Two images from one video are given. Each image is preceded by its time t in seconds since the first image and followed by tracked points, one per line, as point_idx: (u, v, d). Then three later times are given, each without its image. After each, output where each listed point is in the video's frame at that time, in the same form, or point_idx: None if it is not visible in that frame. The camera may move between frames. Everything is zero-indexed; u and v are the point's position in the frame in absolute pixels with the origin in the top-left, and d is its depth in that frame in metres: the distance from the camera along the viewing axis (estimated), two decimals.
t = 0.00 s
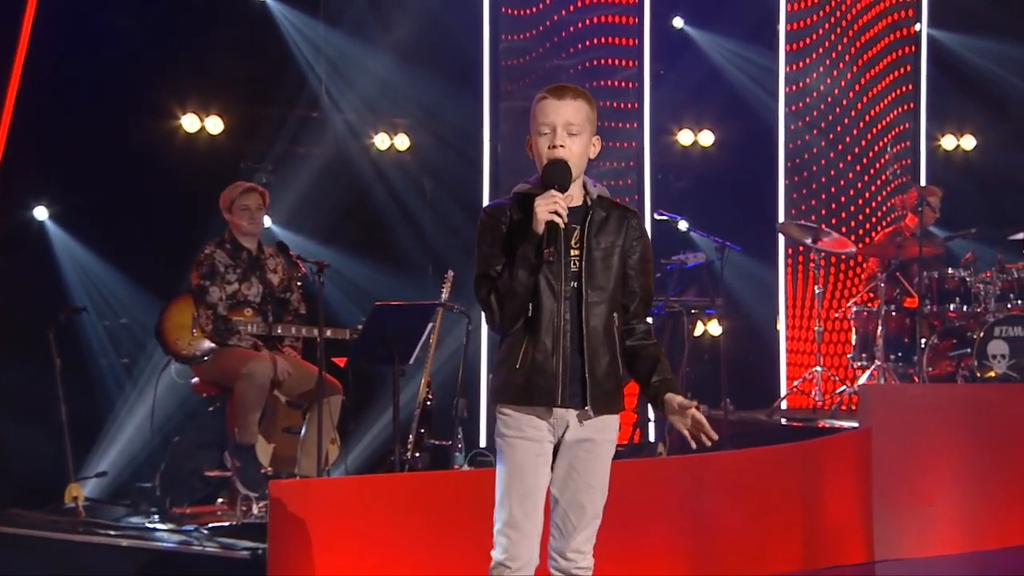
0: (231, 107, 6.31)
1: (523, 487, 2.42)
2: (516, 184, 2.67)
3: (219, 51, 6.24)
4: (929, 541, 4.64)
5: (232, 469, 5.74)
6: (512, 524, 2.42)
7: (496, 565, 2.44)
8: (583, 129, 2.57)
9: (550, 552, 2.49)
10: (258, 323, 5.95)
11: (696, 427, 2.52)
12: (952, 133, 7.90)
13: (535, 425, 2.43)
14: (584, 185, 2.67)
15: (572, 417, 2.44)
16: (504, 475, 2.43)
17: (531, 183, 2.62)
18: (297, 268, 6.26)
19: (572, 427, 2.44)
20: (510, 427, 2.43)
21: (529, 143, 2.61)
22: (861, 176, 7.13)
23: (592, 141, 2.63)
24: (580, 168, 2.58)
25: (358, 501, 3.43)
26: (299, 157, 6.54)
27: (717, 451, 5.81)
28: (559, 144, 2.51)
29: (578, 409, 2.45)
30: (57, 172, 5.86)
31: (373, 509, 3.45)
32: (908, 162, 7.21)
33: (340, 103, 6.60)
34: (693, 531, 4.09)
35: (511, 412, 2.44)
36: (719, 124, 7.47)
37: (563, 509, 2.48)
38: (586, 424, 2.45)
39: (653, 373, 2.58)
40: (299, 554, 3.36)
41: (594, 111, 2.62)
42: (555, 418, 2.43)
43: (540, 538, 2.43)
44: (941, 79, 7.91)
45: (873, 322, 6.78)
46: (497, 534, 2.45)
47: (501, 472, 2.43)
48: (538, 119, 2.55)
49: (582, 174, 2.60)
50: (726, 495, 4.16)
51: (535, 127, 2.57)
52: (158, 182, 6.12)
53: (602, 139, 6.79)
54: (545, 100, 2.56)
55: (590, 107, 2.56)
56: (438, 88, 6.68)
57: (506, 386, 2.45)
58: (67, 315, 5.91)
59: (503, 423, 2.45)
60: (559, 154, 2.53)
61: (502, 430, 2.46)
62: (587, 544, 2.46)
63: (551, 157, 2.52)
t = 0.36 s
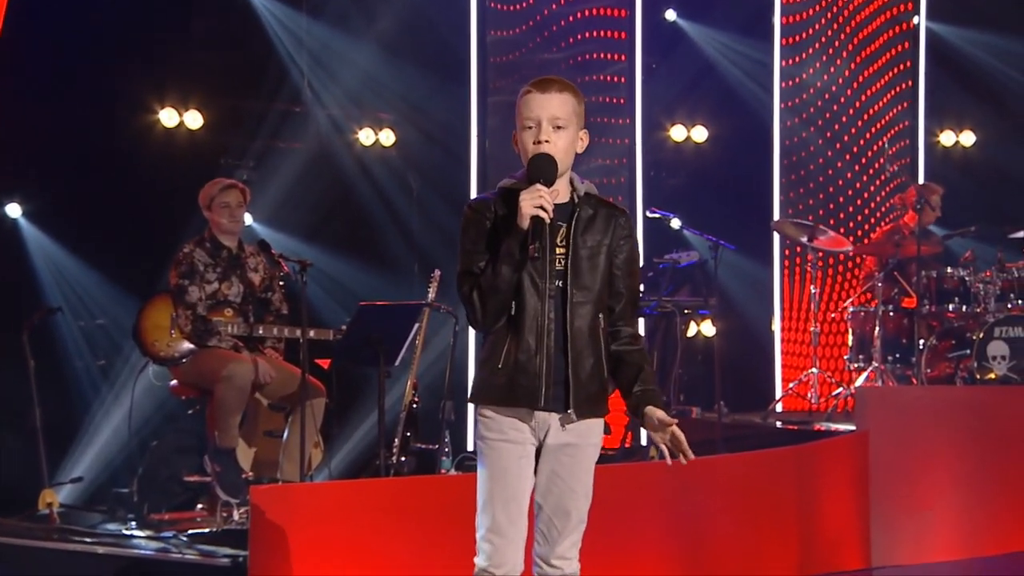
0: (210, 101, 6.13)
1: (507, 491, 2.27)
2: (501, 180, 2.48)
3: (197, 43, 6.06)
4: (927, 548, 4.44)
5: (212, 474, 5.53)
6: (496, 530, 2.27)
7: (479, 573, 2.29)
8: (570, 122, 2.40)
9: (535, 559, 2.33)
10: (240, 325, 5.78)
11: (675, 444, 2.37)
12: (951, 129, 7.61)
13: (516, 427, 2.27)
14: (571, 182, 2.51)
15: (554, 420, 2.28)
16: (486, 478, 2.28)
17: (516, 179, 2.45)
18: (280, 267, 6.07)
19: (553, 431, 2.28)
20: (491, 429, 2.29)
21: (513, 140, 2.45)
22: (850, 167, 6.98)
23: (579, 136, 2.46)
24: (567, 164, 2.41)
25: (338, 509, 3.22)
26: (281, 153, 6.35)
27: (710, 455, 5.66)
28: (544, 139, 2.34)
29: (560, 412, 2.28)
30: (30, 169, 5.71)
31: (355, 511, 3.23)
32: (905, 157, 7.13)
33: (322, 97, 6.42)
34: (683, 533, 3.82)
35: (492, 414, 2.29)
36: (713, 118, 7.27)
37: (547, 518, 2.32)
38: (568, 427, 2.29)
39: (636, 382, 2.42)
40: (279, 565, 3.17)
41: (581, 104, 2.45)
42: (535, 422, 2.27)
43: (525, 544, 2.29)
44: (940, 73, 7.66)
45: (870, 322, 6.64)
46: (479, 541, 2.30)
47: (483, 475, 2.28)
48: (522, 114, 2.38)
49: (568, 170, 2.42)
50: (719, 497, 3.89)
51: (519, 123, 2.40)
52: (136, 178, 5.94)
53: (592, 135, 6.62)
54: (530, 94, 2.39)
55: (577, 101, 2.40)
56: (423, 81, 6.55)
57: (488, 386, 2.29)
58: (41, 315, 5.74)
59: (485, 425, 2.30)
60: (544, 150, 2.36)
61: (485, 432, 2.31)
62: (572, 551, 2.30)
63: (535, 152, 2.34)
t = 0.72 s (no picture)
0: (195, 98, 5.98)
1: (484, 501, 2.14)
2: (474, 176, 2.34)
3: (181, 38, 5.92)
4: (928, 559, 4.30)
5: (200, 479, 5.37)
6: (475, 541, 2.14)
7: None
8: (554, 124, 2.27)
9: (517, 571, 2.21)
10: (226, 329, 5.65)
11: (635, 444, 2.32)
12: (954, 128, 7.46)
13: (489, 433, 2.15)
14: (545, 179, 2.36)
15: (526, 428, 2.16)
16: (461, 488, 2.16)
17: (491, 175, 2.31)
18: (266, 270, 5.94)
19: (526, 440, 2.16)
20: (464, 437, 2.16)
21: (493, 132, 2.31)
22: (852, 168, 6.94)
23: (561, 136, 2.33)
24: (544, 164, 2.28)
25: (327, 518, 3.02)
26: (268, 152, 6.20)
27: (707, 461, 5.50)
28: (523, 137, 2.21)
29: (531, 419, 2.16)
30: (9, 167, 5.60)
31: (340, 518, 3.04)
32: (905, 159, 6.98)
33: (310, 94, 6.28)
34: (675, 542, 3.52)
35: (464, 422, 2.17)
36: (710, 117, 7.10)
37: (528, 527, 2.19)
38: (539, 434, 2.17)
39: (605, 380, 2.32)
40: None
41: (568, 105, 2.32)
42: (510, 429, 2.16)
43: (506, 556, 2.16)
44: (942, 72, 7.55)
45: (871, 326, 6.46)
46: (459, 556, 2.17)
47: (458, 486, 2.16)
48: (505, 106, 2.25)
49: (546, 170, 2.30)
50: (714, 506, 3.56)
51: (500, 115, 2.27)
52: (118, 177, 5.80)
53: (587, 133, 6.48)
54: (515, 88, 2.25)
55: (564, 102, 2.28)
56: (414, 78, 6.41)
57: (463, 392, 2.17)
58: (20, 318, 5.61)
59: (457, 434, 2.18)
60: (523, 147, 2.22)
61: (458, 440, 2.18)
62: (555, 561, 2.17)
63: (513, 149, 2.21)
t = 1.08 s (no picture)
0: (188, 100, 5.87)
1: (467, 519, 2.01)
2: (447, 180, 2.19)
3: (175, 40, 5.81)
4: None
5: (191, 492, 5.20)
6: (461, 562, 2.01)
7: None
8: (529, 126, 2.14)
9: None
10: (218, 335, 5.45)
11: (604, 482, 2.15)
12: (963, 131, 7.34)
13: (467, 448, 2.02)
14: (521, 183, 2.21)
15: (503, 442, 2.02)
16: (442, 506, 2.02)
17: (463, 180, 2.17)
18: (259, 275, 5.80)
19: (505, 454, 2.02)
20: (442, 453, 2.02)
21: (466, 135, 2.18)
22: (863, 173, 6.81)
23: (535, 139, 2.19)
24: (523, 167, 2.14)
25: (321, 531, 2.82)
26: (263, 156, 6.10)
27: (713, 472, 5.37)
28: (501, 139, 2.07)
29: (507, 432, 2.02)
30: None
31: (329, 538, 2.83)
32: (916, 165, 6.87)
33: (306, 97, 6.17)
34: (681, 556, 3.22)
35: (442, 436, 2.03)
36: (713, 120, 6.98)
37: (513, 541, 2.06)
38: (516, 447, 2.03)
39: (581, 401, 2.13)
40: None
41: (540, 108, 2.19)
42: (488, 443, 2.02)
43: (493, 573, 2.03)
44: (950, 74, 7.42)
45: (879, 333, 6.34)
46: None
47: (439, 505, 2.02)
48: (478, 108, 2.12)
49: (523, 173, 2.15)
50: (722, 512, 3.27)
51: (473, 118, 2.14)
52: (110, 182, 5.69)
53: (590, 136, 6.36)
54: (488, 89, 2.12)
55: (537, 103, 2.15)
56: (413, 80, 6.28)
57: (439, 404, 2.03)
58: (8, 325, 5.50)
59: (434, 450, 2.04)
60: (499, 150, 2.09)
61: (434, 456, 2.05)
62: None
63: (489, 152, 2.07)
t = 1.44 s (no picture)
0: (181, 99, 5.74)
1: (452, 530, 1.91)
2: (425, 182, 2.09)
3: (166, 37, 5.69)
4: None
5: (184, 500, 5.06)
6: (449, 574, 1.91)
7: None
8: (508, 126, 2.03)
9: None
10: (210, 340, 5.30)
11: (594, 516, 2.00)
12: (976, 130, 7.17)
13: (449, 457, 1.92)
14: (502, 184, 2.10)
15: (487, 450, 1.92)
16: (425, 518, 1.92)
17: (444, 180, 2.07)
18: (253, 278, 5.67)
19: (488, 463, 1.92)
20: (423, 463, 1.93)
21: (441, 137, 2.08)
22: (875, 176, 6.74)
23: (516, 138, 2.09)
24: (502, 169, 2.03)
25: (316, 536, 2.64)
26: (258, 156, 6.00)
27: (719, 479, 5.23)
28: (477, 141, 1.97)
29: (491, 440, 1.92)
30: None
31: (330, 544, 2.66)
32: (927, 166, 6.85)
33: (301, 95, 6.05)
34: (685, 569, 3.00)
35: (422, 446, 1.93)
36: (719, 119, 6.81)
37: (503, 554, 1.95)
38: (500, 456, 1.92)
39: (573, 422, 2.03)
40: None
41: (520, 106, 2.07)
42: (470, 452, 1.92)
43: None
44: (962, 71, 7.25)
45: (888, 336, 6.20)
46: None
47: (423, 516, 1.92)
48: (453, 109, 2.01)
49: (503, 173, 2.05)
50: (729, 520, 3.03)
51: (449, 120, 2.04)
52: (101, 182, 5.58)
53: (592, 135, 6.22)
54: (463, 90, 2.02)
55: (516, 103, 2.03)
56: (411, 78, 6.13)
57: (417, 413, 1.93)
58: None
59: (414, 460, 1.94)
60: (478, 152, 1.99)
61: (414, 467, 1.94)
62: None
63: (467, 155, 1.97)
